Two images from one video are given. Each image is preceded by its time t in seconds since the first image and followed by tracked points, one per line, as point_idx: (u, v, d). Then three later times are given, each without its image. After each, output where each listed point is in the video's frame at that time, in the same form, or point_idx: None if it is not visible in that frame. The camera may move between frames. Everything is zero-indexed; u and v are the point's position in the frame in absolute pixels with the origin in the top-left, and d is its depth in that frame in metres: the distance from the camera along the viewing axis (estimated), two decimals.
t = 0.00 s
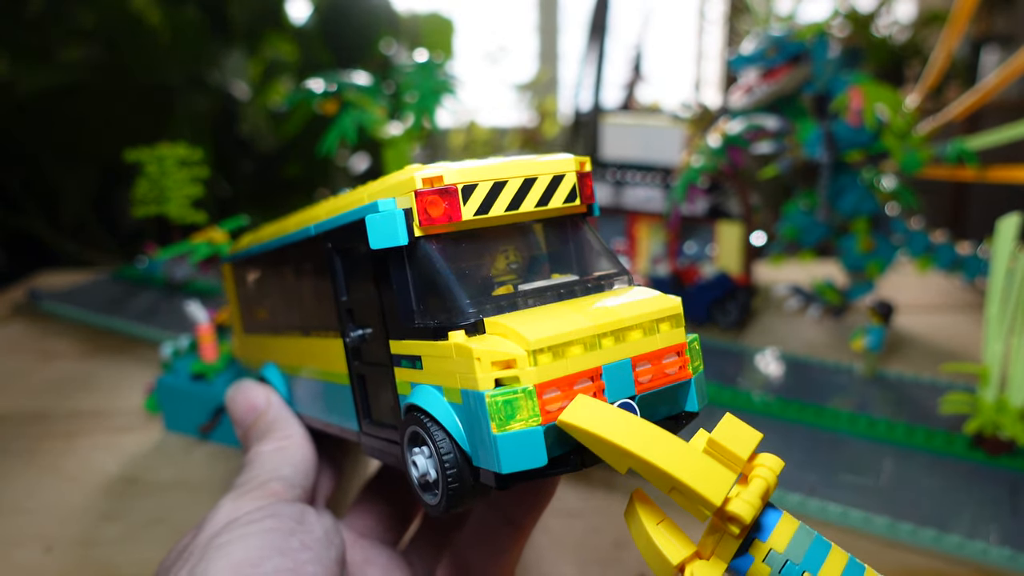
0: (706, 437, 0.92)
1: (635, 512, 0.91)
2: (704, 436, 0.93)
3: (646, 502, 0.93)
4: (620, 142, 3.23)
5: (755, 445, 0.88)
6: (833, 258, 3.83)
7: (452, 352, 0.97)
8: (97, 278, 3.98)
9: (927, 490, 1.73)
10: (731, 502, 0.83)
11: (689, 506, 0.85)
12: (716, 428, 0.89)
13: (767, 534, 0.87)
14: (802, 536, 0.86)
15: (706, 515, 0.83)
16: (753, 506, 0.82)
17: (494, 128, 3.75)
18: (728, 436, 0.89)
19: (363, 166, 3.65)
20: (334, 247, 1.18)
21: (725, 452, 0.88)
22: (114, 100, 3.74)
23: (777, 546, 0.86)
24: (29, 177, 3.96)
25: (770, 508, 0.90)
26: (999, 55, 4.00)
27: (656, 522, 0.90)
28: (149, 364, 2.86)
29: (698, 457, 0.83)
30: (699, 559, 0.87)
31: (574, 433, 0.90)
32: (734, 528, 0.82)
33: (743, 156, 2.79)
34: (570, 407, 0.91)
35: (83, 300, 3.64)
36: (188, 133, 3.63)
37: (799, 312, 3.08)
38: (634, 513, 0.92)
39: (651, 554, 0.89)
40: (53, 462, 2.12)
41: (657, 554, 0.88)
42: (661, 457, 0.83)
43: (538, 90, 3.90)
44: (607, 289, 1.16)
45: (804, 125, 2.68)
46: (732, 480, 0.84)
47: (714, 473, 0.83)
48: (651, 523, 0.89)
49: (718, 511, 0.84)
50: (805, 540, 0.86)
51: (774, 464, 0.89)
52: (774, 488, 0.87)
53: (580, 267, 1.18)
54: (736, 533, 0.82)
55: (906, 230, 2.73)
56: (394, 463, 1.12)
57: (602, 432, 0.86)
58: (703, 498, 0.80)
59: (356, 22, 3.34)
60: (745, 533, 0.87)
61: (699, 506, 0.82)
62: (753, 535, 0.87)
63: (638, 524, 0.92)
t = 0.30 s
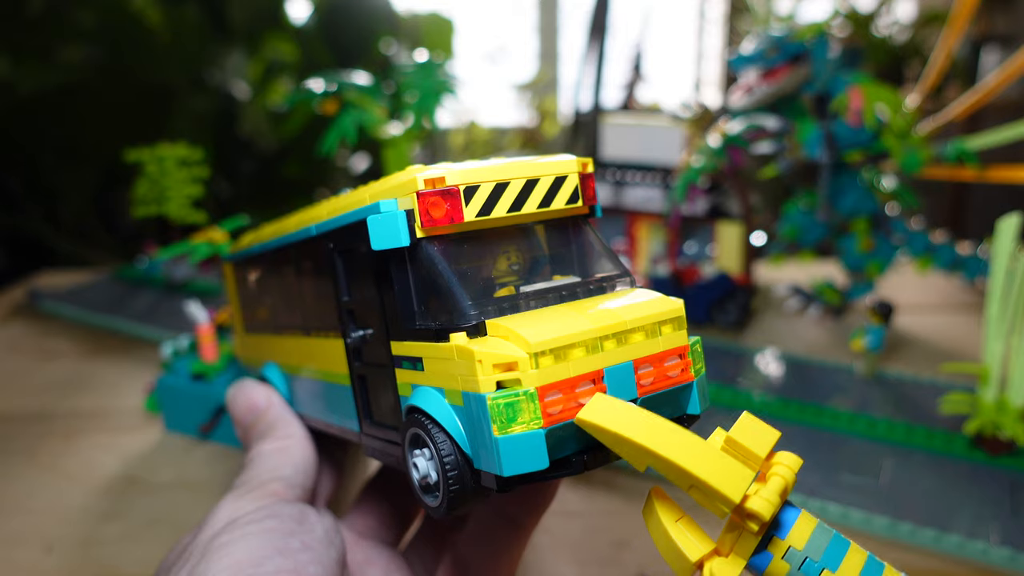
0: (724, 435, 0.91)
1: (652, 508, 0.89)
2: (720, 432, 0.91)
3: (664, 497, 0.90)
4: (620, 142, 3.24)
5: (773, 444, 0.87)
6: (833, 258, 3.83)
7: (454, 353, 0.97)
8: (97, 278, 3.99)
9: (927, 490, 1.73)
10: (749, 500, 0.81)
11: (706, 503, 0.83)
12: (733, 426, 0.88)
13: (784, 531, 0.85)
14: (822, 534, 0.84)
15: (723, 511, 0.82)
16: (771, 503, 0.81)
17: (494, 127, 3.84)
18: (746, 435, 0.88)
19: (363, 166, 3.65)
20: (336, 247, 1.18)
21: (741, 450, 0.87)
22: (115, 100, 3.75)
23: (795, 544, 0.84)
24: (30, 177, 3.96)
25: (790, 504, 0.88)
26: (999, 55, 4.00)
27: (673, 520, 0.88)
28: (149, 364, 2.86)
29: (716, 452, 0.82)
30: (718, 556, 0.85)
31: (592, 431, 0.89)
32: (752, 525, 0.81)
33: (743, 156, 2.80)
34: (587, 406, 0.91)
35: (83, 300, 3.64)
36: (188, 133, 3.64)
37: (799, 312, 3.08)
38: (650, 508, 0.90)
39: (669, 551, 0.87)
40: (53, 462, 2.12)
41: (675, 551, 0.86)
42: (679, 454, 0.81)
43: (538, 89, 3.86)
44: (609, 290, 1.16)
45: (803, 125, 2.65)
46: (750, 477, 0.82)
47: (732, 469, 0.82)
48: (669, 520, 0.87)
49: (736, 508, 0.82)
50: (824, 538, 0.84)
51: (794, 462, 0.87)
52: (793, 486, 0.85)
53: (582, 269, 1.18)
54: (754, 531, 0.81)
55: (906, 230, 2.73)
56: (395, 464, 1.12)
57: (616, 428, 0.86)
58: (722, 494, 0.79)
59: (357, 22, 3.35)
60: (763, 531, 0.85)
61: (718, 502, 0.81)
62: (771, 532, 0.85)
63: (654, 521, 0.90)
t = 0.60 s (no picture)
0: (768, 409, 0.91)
1: (697, 481, 0.91)
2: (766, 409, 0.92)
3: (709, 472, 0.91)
4: (620, 142, 3.24)
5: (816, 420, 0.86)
6: (833, 258, 3.83)
7: (452, 353, 0.97)
8: (97, 278, 3.98)
9: (927, 490, 1.73)
10: (793, 472, 0.82)
11: (752, 476, 0.85)
12: (779, 402, 0.88)
13: (826, 504, 0.85)
14: (863, 507, 0.83)
15: (768, 483, 0.83)
16: (815, 476, 0.81)
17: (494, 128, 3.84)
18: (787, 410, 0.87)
19: (363, 166, 3.64)
20: (335, 248, 1.18)
21: (785, 425, 0.86)
22: (115, 100, 3.75)
23: (837, 517, 0.83)
24: (30, 176, 3.96)
25: (831, 480, 0.87)
26: (999, 55, 4.00)
27: (719, 494, 0.89)
28: (149, 364, 2.86)
29: (760, 424, 0.85)
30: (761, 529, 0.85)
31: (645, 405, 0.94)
32: (796, 497, 0.82)
33: (743, 156, 2.80)
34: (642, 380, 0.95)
35: (83, 300, 3.64)
36: (188, 133, 3.64)
37: (799, 312, 3.08)
38: (695, 483, 0.92)
39: (713, 526, 0.88)
40: (53, 462, 2.12)
41: (718, 524, 0.87)
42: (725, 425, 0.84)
43: (538, 89, 3.85)
44: (607, 290, 1.16)
45: (803, 125, 2.65)
46: (795, 450, 0.83)
47: (776, 442, 0.83)
48: (714, 494, 0.89)
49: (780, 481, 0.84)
50: (866, 511, 0.83)
51: (836, 438, 0.87)
52: (836, 461, 0.84)
53: (580, 268, 1.18)
54: (797, 503, 0.82)
55: (906, 231, 2.73)
56: (394, 463, 1.12)
57: (667, 400, 0.90)
58: (764, 462, 0.82)
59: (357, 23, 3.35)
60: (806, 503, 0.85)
61: (761, 474, 0.83)
62: (814, 506, 0.85)
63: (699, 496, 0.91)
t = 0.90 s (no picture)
0: (704, 438, 0.92)
1: (632, 514, 0.90)
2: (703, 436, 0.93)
3: (643, 502, 0.91)
4: (620, 142, 3.23)
5: (753, 447, 0.88)
6: (833, 258, 3.83)
7: (451, 352, 0.97)
8: (97, 278, 3.98)
9: (926, 490, 1.73)
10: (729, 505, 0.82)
11: (688, 508, 0.84)
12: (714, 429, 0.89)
13: (766, 536, 0.86)
14: (801, 537, 0.85)
15: (704, 516, 0.83)
16: (752, 508, 0.82)
17: (494, 128, 3.83)
18: (725, 438, 0.89)
19: (363, 165, 3.64)
20: (334, 248, 1.18)
21: (721, 453, 0.88)
22: (115, 100, 3.76)
23: (776, 548, 0.85)
24: (30, 177, 3.96)
25: (769, 510, 0.89)
26: (999, 55, 4.00)
27: (653, 526, 0.88)
28: (149, 364, 2.86)
29: (697, 457, 0.83)
30: (699, 561, 0.85)
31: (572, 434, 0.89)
32: (734, 530, 0.83)
33: (743, 156, 2.80)
34: (570, 408, 0.90)
35: (83, 300, 3.64)
36: (188, 133, 3.64)
37: (799, 312, 3.08)
38: (630, 515, 0.91)
39: (649, 559, 0.88)
40: (52, 462, 2.12)
41: (655, 558, 0.87)
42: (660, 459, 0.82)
43: (538, 89, 3.85)
44: (607, 289, 1.15)
45: (803, 125, 2.65)
46: (731, 482, 0.83)
47: (713, 474, 0.83)
48: (648, 526, 0.88)
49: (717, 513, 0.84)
50: (803, 542, 0.86)
51: (773, 466, 0.89)
52: (773, 489, 0.86)
53: (580, 268, 1.17)
54: (734, 536, 0.83)
55: (906, 231, 2.73)
56: (394, 462, 1.12)
57: (598, 433, 0.85)
58: (701, 497, 0.80)
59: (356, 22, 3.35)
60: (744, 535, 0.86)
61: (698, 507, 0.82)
62: (752, 538, 0.86)
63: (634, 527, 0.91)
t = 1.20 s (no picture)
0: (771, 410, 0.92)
1: (698, 479, 0.90)
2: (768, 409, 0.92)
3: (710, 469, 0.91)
4: (620, 142, 3.23)
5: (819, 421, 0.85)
6: (833, 258, 3.83)
7: (445, 350, 0.97)
8: (97, 278, 3.98)
9: (927, 490, 1.73)
10: (795, 471, 0.82)
11: (755, 475, 0.84)
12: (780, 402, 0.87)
13: (828, 502, 0.84)
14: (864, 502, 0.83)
15: (770, 481, 0.83)
16: (818, 473, 0.81)
17: (494, 128, 3.83)
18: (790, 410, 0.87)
19: (364, 166, 3.64)
20: (330, 248, 1.18)
21: (788, 424, 0.86)
22: (115, 100, 3.76)
23: (838, 513, 0.83)
24: (30, 177, 3.96)
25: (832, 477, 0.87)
26: (999, 55, 4.00)
27: (720, 492, 0.88)
28: (149, 364, 2.86)
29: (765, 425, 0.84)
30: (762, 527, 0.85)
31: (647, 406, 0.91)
32: (798, 494, 0.82)
33: (743, 156, 2.80)
34: (643, 380, 0.92)
35: (83, 300, 3.64)
36: (188, 133, 3.64)
37: (799, 312, 3.08)
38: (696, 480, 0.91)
39: (714, 524, 0.88)
40: (52, 462, 2.12)
41: (721, 522, 0.86)
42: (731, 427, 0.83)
43: (538, 89, 3.85)
44: (602, 287, 1.16)
45: (803, 125, 2.65)
46: (798, 448, 0.83)
47: (781, 441, 0.83)
48: (716, 492, 0.88)
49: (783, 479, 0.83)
50: (866, 509, 0.83)
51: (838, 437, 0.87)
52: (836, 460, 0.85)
53: (575, 266, 1.17)
54: (799, 500, 0.82)
55: (906, 231, 2.73)
56: (390, 461, 1.12)
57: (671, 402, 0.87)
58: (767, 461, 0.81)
59: (357, 22, 3.36)
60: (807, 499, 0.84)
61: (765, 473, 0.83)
62: (815, 503, 0.85)
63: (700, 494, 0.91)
